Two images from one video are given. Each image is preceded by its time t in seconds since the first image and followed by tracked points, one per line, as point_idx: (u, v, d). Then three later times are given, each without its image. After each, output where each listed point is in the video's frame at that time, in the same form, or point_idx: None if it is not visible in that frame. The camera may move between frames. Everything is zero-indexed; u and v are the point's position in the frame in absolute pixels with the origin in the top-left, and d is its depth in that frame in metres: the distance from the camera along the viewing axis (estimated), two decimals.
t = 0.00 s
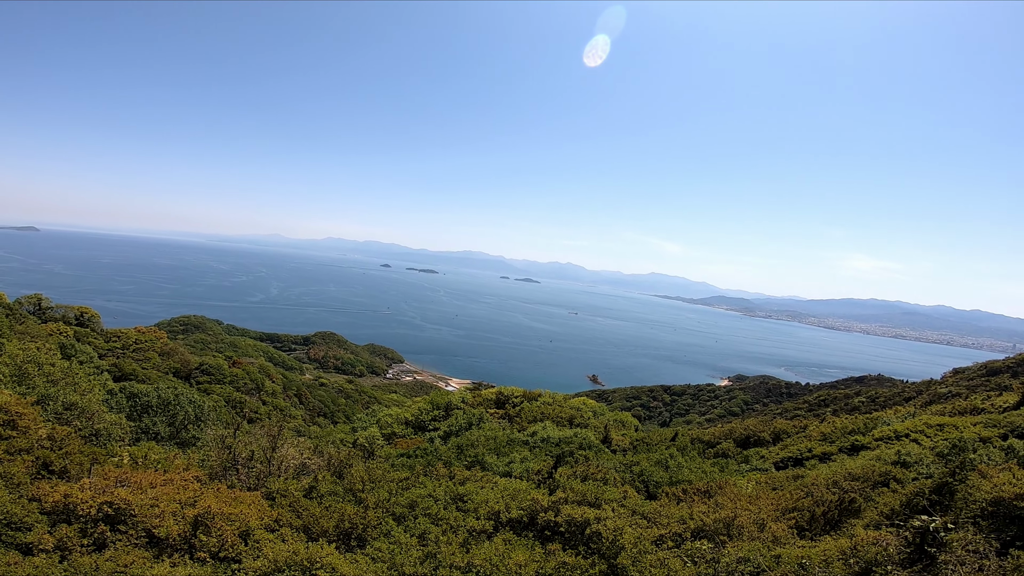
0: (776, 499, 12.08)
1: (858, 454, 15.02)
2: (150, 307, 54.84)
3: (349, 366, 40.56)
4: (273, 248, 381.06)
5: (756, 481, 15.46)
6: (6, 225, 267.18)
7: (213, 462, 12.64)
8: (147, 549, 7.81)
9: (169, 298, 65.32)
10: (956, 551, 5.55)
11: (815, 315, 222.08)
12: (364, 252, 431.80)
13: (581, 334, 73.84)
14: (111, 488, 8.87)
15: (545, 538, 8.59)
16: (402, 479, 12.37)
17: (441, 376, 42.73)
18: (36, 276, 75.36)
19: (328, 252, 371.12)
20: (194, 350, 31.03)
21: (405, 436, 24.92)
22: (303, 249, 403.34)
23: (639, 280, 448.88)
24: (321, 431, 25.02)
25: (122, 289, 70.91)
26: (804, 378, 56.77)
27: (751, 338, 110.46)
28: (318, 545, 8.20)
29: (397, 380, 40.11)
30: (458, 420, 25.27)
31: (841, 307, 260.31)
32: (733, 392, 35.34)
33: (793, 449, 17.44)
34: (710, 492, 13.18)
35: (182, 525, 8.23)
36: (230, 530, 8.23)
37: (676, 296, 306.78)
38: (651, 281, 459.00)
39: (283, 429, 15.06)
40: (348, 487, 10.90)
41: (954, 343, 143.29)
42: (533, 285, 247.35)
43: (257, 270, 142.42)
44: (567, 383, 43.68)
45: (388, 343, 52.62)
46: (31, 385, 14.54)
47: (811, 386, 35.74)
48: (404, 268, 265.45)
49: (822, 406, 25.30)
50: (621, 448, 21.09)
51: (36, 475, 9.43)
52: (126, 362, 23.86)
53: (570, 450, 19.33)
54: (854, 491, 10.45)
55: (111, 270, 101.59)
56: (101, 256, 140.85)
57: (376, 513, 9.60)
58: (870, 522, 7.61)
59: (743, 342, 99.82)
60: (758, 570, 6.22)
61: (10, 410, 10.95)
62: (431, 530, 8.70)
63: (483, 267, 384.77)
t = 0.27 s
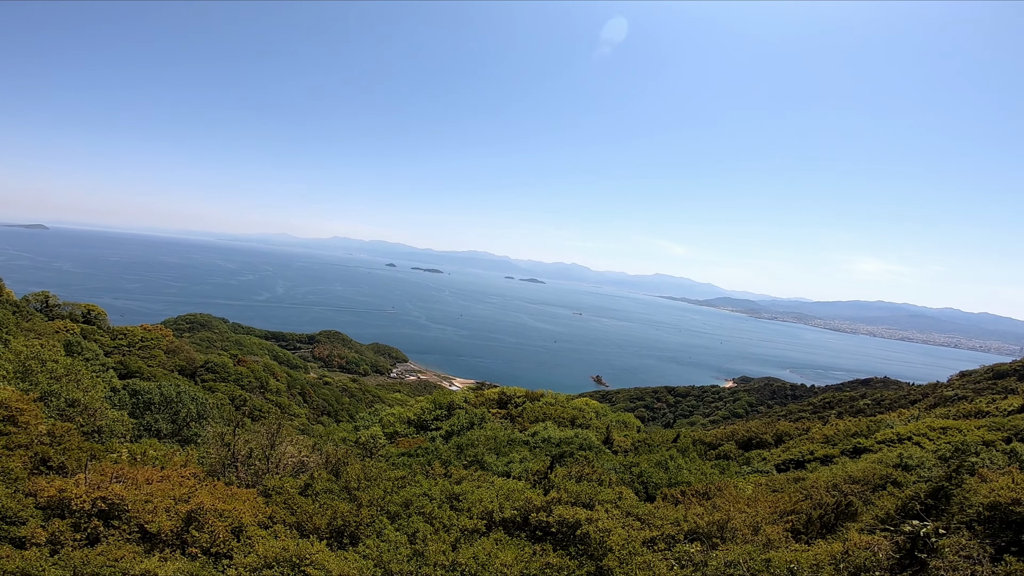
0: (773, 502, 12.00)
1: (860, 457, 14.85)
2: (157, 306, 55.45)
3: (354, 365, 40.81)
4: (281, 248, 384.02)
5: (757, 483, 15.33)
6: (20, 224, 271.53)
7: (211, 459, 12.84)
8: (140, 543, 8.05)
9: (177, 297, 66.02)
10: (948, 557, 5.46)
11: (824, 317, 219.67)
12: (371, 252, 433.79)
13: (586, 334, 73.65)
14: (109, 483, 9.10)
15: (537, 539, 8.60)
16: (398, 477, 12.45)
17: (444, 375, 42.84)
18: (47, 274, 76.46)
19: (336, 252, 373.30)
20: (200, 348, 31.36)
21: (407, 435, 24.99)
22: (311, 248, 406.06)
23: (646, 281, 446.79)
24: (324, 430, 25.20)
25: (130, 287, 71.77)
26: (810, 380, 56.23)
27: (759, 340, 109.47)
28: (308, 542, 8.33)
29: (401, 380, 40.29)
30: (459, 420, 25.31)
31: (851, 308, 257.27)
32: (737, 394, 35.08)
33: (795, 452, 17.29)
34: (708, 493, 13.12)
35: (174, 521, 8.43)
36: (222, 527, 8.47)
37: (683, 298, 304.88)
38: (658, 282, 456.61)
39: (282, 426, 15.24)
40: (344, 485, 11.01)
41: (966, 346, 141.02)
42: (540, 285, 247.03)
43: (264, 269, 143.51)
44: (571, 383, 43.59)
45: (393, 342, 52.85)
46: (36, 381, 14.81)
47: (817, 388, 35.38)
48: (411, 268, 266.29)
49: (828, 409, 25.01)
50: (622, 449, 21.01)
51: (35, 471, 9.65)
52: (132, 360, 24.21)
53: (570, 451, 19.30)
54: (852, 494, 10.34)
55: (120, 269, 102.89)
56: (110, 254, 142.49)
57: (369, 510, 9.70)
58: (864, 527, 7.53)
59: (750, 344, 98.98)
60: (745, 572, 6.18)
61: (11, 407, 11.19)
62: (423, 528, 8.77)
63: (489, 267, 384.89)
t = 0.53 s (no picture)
0: (763, 501, 12.01)
1: (854, 456, 14.82)
2: (158, 299, 55.58)
3: (353, 360, 40.94)
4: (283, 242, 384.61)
5: (750, 482, 15.32)
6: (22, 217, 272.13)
7: (204, 452, 12.94)
8: (127, 535, 8.16)
9: (178, 290, 66.18)
10: (928, 560, 5.42)
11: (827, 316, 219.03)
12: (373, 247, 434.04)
13: (586, 331, 73.59)
14: (99, 476, 9.22)
15: (524, 535, 8.60)
16: (389, 472, 12.51)
17: (443, 371, 42.93)
18: (48, 267, 76.70)
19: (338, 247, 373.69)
20: (198, 342, 31.49)
21: (404, 430, 25.13)
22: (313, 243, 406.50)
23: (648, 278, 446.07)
24: (321, 425, 25.32)
25: (130, 281, 71.88)
26: (810, 379, 56.16)
27: (760, 338, 109.25)
28: (295, 535, 8.40)
29: (400, 375, 40.42)
30: (457, 415, 25.35)
31: (853, 307, 256.42)
32: (736, 392, 35.05)
33: (790, 450, 17.27)
34: (700, 492, 13.13)
35: (161, 513, 8.54)
36: (209, 519, 8.59)
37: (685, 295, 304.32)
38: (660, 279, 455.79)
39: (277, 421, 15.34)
40: (334, 479, 11.07)
41: (968, 346, 140.46)
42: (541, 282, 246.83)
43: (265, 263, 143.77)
44: (570, 380, 43.63)
45: (392, 337, 52.95)
46: (31, 374, 14.92)
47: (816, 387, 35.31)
48: (412, 263, 266.37)
49: (825, 407, 24.95)
50: (618, 446, 21.03)
51: (26, 463, 9.76)
52: (131, 354, 24.36)
53: (565, 447, 19.34)
54: (841, 494, 10.32)
55: (121, 262, 103.18)
56: (111, 248, 142.75)
57: (357, 504, 9.77)
58: (850, 527, 7.50)
59: (750, 342, 98.80)
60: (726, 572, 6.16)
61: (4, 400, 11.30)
62: (410, 523, 8.81)
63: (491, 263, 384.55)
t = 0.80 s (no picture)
0: (756, 497, 12.02)
1: (848, 452, 14.81)
2: (155, 299, 55.50)
3: (351, 359, 40.97)
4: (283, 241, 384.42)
5: (745, 477, 15.31)
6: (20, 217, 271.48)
7: (197, 450, 12.98)
8: (115, 531, 8.19)
9: (176, 290, 66.11)
10: (912, 556, 5.39)
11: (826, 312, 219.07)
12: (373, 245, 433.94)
13: (584, 329, 73.56)
14: (88, 473, 9.23)
15: (513, 531, 8.59)
16: (382, 468, 12.52)
17: (442, 369, 42.92)
18: (44, 268, 76.45)
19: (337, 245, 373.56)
20: (195, 341, 31.50)
21: (402, 428, 24.89)
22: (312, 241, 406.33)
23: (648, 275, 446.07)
24: (318, 424, 25.35)
25: (126, 281, 71.70)
26: (808, 375, 56.22)
27: (759, 335, 109.30)
28: (283, 531, 8.41)
29: (398, 373, 40.45)
30: (454, 413, 25.33)
31: (853, 303, 256.51)
32: (733, 388, 35.06)
33: (785, 446, 17.26)
34: (693, 488, 13.13)
35: (150, 510, 8.57)
36: (198, 515, 8.62)
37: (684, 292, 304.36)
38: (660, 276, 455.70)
39: (271, 419, 15.36)
40: (326, 476, 11.08)
41: (965, 342, 140.85)
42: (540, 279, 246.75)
43: (262, 263, 143.48)
44: (568, 377, 43.62)
45: (390, 336, 52.95)
46: (25, 373, 14.94)
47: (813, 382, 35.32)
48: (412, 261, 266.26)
49: (822, 403, 24.93)
50: (614, 443, 21.03)
51: (16, 462, 9.80)
52: (127, 353, 24.39)
53: (560, 444, 19.35)
54: (831, 489, 10.31)
55: (117, 262, 102.85)
56: (107, 248, 142.29)
57: (347, 500, 9.78)
58: (838, 522, 7.47)
59: (749, 338, 98.81)
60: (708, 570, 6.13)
61: None
62: (399, 518, 8.81)
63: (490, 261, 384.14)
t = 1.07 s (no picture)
0: (753, 497, 11.94)
1: (849, 452, 14.69)
2: (160, 298, 55.95)
3: (354, 357, 41.19)
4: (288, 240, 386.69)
5: (744, 478, 15.26)
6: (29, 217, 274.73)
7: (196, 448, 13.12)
8: (111, 528, 8.35)
9: (181, 289, 66.59)
10: (901, 560, 5.35)
11: (832, 312, 217.31)
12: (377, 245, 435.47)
13: (587, 328, 73.45)
14: (86, 470, 9.38)
15: (505, 529, 8.61)
16: (379, 466, 12.59)
17: (444, 368, 43.00)
18: (51, 267, 77.24)
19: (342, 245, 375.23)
20: (199, 340, 31.76)
21: (403, 427, 24.92)
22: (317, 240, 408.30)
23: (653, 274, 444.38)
24: (321, 422, 25.52)
25: (131, 280, 72.33)
26: (812, 375, 55.89)
27: (763, 334, 108.67)
28: (277, 528, 8.51)
29: (401, 372, 40.60)
30: (455, 411, 25.38)
31: (860, 302, 254.31)
32: (736, 388, 34.89)
33: (786, 447, 17.15)
34: (691, 488, 13.10)
35: (144, 509, 8.66)
36: (193, 513, 8.74)
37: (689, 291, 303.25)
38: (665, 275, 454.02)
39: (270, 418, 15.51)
40: (322, 475, 11.15)
41: (974, 342, 139.32)
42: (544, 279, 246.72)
43: (267, 262, 144.20)
44: (570, 376, 43.58)
45: (393, 335, 53.14)
46: (28, 372, 15.15)
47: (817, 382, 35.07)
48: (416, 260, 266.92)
49: (825, 403, 24.72)
50: (615, 442, 20.99)
51: (16, 459, 9.98)
52: (132, 352, 24.66)
53: (560, 443, 19.37)
54: (828, 490, 10.25)
55: (123, 262, 103.68)
56: (110, 247, 143.06)
57: (343, 499, 9.85)
58: (831, 524, 7.41)
59: (754, 338, 98.21)
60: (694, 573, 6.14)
61: None
62: (392, 516, 8.84)
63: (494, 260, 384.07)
